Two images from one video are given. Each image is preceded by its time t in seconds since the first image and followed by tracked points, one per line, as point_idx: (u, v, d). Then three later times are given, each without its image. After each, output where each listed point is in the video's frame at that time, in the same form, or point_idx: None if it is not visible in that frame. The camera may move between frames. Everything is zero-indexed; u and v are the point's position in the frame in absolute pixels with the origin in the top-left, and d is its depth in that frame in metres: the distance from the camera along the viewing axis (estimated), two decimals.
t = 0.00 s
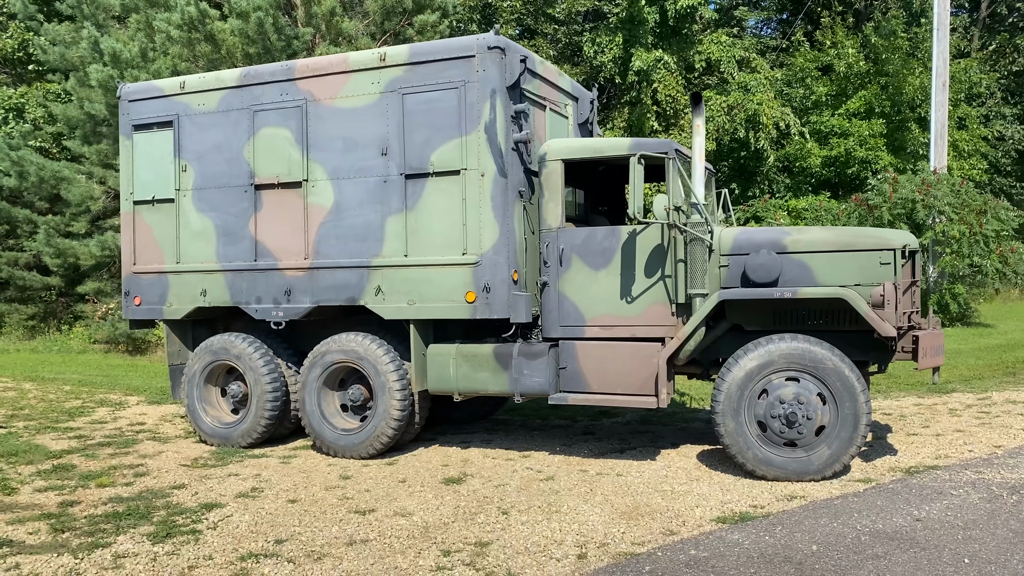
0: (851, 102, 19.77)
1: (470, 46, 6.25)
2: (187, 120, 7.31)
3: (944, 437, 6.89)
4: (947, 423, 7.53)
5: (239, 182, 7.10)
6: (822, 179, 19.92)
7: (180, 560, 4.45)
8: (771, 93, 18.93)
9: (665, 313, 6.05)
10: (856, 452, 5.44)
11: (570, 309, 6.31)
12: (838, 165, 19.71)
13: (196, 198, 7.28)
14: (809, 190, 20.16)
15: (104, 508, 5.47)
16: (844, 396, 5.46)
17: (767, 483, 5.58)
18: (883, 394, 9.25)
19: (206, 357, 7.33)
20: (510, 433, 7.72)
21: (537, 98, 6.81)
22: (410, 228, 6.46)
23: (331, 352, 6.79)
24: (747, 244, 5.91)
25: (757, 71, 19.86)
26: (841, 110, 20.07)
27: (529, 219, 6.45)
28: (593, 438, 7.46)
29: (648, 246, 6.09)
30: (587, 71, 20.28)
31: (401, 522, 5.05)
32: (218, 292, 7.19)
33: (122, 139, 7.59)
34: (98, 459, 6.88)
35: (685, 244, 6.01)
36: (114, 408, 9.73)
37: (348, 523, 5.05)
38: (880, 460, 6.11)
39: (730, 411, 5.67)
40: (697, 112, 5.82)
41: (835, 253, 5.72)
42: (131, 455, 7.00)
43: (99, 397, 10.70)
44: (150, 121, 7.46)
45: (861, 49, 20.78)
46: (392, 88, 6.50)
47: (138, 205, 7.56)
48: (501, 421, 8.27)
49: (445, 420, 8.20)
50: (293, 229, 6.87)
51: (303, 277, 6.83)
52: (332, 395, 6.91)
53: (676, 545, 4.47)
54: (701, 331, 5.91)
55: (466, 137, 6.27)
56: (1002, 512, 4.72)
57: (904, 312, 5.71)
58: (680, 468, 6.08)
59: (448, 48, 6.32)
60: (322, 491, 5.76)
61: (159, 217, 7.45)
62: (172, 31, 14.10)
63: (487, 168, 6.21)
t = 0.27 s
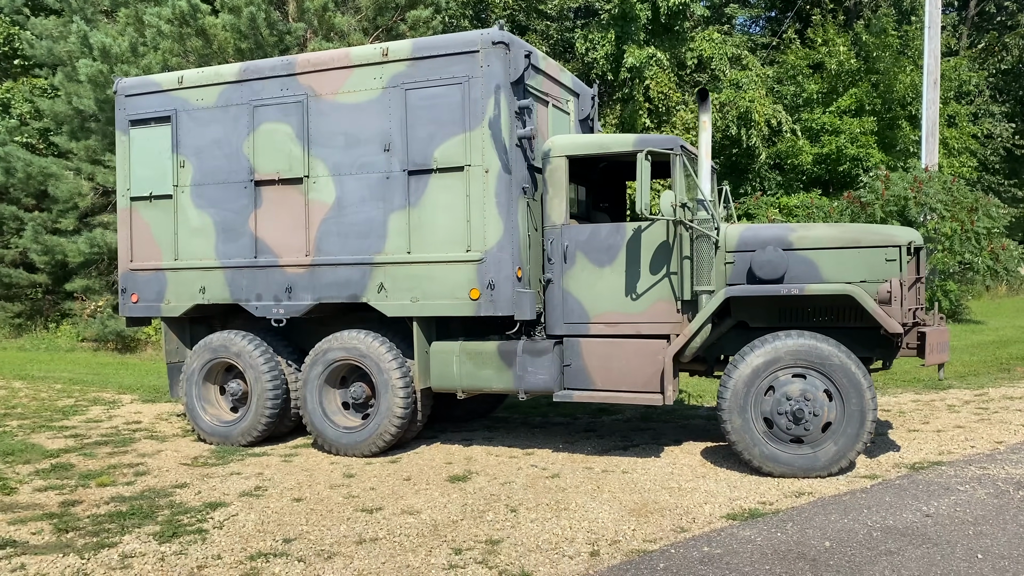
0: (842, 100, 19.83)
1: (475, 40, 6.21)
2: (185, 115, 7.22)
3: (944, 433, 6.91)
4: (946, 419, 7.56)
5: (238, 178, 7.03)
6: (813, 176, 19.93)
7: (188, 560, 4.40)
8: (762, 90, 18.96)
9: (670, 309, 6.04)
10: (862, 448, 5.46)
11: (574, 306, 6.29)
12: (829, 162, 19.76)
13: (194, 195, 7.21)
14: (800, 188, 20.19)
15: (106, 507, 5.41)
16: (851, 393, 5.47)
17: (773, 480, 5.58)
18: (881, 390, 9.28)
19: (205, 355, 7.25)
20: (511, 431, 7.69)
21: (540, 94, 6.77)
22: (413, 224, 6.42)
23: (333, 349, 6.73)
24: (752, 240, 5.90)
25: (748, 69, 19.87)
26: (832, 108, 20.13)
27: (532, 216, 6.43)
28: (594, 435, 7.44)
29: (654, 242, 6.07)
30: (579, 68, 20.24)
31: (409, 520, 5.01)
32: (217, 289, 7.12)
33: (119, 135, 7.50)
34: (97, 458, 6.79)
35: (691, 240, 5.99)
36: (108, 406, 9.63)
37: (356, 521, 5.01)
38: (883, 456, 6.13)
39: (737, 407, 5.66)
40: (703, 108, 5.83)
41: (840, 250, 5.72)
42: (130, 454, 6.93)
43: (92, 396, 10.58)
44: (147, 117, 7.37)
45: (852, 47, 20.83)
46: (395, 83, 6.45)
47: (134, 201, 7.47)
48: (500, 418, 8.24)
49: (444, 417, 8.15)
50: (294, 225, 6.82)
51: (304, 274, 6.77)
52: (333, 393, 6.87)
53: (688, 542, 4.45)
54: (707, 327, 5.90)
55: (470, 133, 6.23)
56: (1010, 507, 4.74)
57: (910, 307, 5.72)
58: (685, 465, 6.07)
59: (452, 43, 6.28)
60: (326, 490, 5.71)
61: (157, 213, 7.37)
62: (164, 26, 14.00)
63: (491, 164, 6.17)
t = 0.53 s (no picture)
0: (832, 98, 19.93)
1: (478, 36, 6.20)
2: (184, 111, 7.18)
3: (943, 427, 6.98)
4: (943, 413, 7.63)
5: (238, 174, 7.00)
6: (803, 174, 20.00)
7: (197, 557, 4.38)
8: (752, 88, 19.02)
9: (673, 305, 6.07)
10: (865, 442, 5.50)
11: (577, 302, 6.30)
12: (819, 160, 19.86)
13: (193, 191, 7.17)
14: (790, 185, 20.26)
15: (110, 505, 5.37)
16: (854, 387, 5.51)
17: (777, 474, 5.61)
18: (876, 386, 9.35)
19: (205, 352, 7.23)
20: (512, 427, 7.70)
21: (542, 90, 6.78)
22: (415, 220, 6.41)
23: (335, 346, 6.72)
24: (756, 237, 5.96)
25: (739, 67, 19.93)
26: (822, 105, 20.22)
27: (535, 212, 6.43)
28: (595, 431, 7.46)
29: (657, 239, 6.09)
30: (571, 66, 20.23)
31: (417, 516, 5.01)
32: (217, 286, 7.08)
33: (117, 131, 7.45)
34: (96, 457, 6.74)
35: (694, 236, 6.01)
36: (104, 405, 9.57)
37: (363, 518, 5.01)
38: (884, 450, 6.18)
39: (741, 402, 5.69)
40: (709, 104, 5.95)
41: (843, 245, 5.76)
42: (130, 452, 6.88)
43: (85, 395, 10.50)
44: (145, 112, 7.33)
45: (842, 45, 20.95)
46: (397, 79, 6.44)
47: (133, 197, 7.43)
48: (500, 415, 8.25)
49: (444, 414, 8.16)
50: (295, 221, 6.79)
51: (305, 270, 6.74)
52: (335, 390, 6.85)
53: (698, 536, 4.48)
54: (711, 323, 5.93)
55: (473, 129, 6.23)
56: (1014, 500, 4.79)
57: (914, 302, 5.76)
58: (689, 460, 6.10)
59: (455, 39, 6.27)
60: (331, 486, 5.70)
61: (155, 210, 7.33)
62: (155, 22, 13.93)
63: (494, 161, 6.17)
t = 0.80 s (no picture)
0: (823, 97, 20.06)
1: (483, 35, 6.23)
2: (186, 109, 7.17)
3: (941, 423, 7.07)
4: (941, 409, 7.72)
5: (241, 173, 6.99)
6: (794, 172, 20.11)
7: (212, 555, 4.39)
8: (743, 87, 19.12)
9: (677, 303, 6.12)
10: (869, 437, 5.57)
11: (582, 300, 6.34)
12: (810, 158, 19.98)
13: (196, 189, 7.16)
14: (781, 184, 20.37)
15: (119, 504, 5.37)
16: (858, 383, 5.58)
17: (782, 470, 5.67)
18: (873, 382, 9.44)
19: (208, 350, 7.22)
20: (514, 425, 7.73)
21: (546, 89, 6.81)
22: (420, 219, 6.43)
23: (340, 344, 6.73)
24: (759, 235, 6.00)
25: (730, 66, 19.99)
26: (813, 104, 20.34)
27: (540, 211, 6.47)
28: (597, 428, 7.51)
29: (661, 237, 6.14)
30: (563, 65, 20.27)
31: (428, 513, 5.03)
32: (220, 285, 7.08)
33: (117, 129, 7.42)
34: (100, 456, 6.73)
35: (699, 235, 6.06)
36: (101, 404, 9.53)
37: (374, 515, 5.03)
38: (886, 445, 6.25)
39: (746, 399, 5.74)
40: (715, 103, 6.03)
41: (846, 243, 5.83)
42: (133, 451, 6.87)
43: (81, 394, 10.45)
44: (146, 111, 7.31)
45: (832, 44, 21.09)
46: (402, 78, 6.45)
47: (134, 196, 7.40)
48: (502, 412, 8.28)
49: (445, 412, 8.18)
50: (299, 220, 6.80)
51: (309, 269, 6.75)
52: (339, 388, 6.86)
53: (709, 530, 4.52)
54: (716, 321, 5.98)
55: (478, 128, 6.26)
56: (1018, 493, 4.86)
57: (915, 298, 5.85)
58: (694, 456, 6.15)
59: (460, 38, 6.29)
60: (340, 484, 5.71)
61: (156, 209, 7.31)
62: (149, 20, 13.90)
63: (500, 159, 6.20)
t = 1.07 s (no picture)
0: (814, 97, 20.15)
1: (487, 36, 6.25)
2: (187, 109, 7.15)
3: (939, 421, 7.15)
4: (938, 407, 7.81)
5: (243, 173, 6.99)
6: (785, 172, 20.21)
7: (224, 555, 4.40)
8: (734, 87, 19.17)
9: (680, 303, 6.16)
10: (871, 435, 5.63)
11: (586, 300, 6.37)
12: (802, 158, 20.06)
13: (197, 189, 7.14)
14: (772, 183, 20.44)
15: (126, 505, 5.36)
16: (860, 381, 5.64)
17: (785, 468, 5.73)
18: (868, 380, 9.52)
19: (210, 351, 7.21)
20: (516, 424, 7.75)
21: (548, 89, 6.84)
22: (424, 219, 6.45)
23: (343, 345, 6.73)
24: (762, 235, 6.06)
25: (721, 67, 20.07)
26: (804, 104, 20.44)
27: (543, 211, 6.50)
28: (598, 427, 7.54)
29: (665, 237, 6.18)
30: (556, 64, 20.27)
31: (437, 512, 5.05)
32: (222, 285, 7.07)
33: (118, 129, 7.40)
34: (103, 457, 6.71)
35: (702, 235, 6.11)
36: (98, 405, 9.48)
37: (384, 514, 5.04)
38: (887, 443, 6.32)
39: (749, 397, 5.80)
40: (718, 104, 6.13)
41: (848, 243, 5.90)
42: (136, 452, 6.85)
43: (77, 395, 10.39)
44: (147, 111, 7.29)
45: (822, 44, 21.20)
46: (405, 78, 6.46)
47: (135, 196, 7.38)
48: (502, 412, 8.31)
49: (446, 412, 8.19)
50: (302, 220, 6.80)
51: (312, 269, 6.76)
52: (343, 388, 6.86)
53: (719, 528, 4.57)
54: (720, 320, 6.02)
55: (482, 129, 6.28)
56: (1020, 490, 4.93)
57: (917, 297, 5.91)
58: (697, 454, 6.19)
59: (464, 39, 6.31)
60: (346, 484, 5.72)
61: (158, 209, 7.29)
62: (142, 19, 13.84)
63: (504, 160, 6.22)
